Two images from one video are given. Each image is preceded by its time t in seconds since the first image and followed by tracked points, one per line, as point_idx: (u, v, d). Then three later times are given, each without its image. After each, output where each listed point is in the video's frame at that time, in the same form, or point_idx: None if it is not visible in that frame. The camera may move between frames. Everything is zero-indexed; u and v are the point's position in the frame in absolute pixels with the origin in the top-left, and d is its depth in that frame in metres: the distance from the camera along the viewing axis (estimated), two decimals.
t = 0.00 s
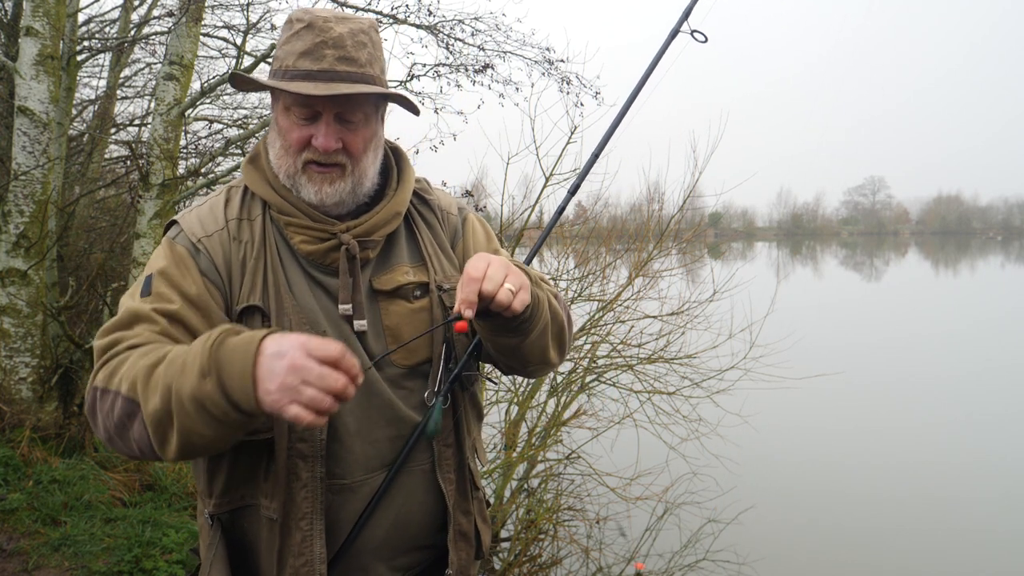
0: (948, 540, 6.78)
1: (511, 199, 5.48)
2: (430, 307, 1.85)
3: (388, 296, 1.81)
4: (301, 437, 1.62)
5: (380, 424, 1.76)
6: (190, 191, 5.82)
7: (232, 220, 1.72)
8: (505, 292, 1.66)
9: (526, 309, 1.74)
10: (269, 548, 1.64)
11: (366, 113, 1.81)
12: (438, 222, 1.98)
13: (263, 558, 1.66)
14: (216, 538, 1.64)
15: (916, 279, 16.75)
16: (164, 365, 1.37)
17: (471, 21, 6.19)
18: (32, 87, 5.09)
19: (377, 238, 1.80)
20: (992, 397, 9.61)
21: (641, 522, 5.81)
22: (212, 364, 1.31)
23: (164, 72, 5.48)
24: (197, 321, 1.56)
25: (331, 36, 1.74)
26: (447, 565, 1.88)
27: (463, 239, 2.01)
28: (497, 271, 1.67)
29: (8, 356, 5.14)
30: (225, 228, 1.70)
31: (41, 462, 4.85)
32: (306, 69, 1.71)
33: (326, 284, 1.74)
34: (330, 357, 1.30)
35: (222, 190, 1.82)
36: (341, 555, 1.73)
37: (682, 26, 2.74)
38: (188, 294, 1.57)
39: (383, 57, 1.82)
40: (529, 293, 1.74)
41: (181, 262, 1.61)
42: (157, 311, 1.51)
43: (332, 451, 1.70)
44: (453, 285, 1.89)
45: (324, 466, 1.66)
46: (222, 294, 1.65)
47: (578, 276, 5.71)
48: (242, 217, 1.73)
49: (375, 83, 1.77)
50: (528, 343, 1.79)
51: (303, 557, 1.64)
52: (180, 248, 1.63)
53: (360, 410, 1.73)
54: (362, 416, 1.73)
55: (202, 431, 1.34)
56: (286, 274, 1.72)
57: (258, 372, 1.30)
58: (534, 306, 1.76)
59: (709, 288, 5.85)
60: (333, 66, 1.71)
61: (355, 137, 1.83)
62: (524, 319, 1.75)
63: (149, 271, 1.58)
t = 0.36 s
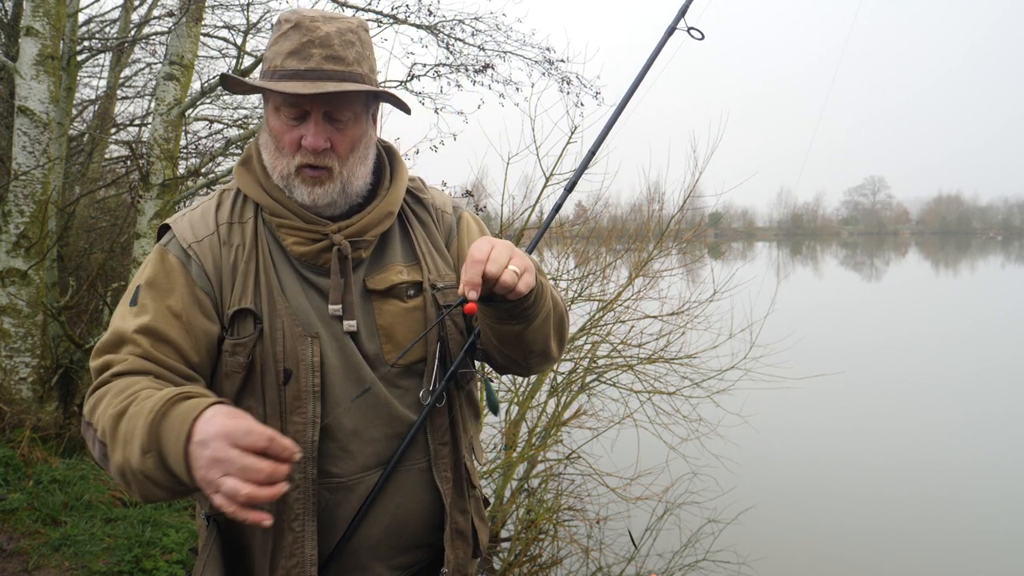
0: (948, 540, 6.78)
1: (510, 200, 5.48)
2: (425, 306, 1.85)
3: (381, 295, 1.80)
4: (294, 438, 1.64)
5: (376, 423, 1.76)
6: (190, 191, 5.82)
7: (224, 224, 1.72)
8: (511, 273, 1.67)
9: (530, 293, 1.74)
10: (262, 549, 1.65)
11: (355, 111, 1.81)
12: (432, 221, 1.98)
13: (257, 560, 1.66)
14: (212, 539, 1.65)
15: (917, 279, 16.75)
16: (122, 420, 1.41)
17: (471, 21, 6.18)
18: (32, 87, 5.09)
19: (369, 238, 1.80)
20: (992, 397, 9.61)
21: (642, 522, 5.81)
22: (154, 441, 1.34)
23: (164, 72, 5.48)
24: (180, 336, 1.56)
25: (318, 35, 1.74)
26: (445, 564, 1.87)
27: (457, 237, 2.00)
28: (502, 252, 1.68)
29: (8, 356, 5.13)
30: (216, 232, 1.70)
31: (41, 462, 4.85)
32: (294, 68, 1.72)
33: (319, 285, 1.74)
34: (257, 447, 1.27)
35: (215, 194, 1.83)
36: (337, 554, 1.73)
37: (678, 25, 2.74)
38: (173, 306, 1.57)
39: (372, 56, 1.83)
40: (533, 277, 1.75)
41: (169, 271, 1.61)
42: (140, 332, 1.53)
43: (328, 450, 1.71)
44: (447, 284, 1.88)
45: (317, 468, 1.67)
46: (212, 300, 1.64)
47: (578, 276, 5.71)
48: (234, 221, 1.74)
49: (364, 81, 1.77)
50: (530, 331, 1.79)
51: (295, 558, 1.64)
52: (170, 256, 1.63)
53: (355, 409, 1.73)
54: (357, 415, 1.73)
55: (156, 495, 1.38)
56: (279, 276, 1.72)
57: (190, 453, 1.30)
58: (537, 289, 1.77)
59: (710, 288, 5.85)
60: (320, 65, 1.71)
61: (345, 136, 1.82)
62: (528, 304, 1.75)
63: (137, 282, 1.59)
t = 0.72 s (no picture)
0: (948, 540, 6.78)
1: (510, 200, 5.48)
2: (421, 305, 1.85)
3: (378, 295, 1.81)
4: (290, 437, 1.63)
5: (373, 422, 1.76)
6: (190, 191, 5.82)
7: (220, 225, 1.72)
8: (514, 271, 1.67)
9: (532, 292, 1.74)
10: (260, 549, 1.64)
11: (351, 110, 1.81)
12: (428, 220, 1.97)
13: (255, 560, 1.66)
14: (210, 539, 1.65)
15: (917, 279, 16.75)
16: (86, 417, 1.43)
17: (471, 21, 6.17)
18: (32, 87, 5.09)
19: (366, 238, 1.80)
20: (992, 398, 9.60)
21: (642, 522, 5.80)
22: (100, 445, 1.37)
23: (164, 72, 5.48)
24: (167, 336, 1.56)
25: (315, 34, 1.74)
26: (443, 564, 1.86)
27: (454, 236, 1.99)
28: (506, 250, 1.68)
29: (8, 356, 5.14)
30: (211, 232, 1.70)
31: (41, 463, 4.84)
32: (291, 66, 1.72)
33: (316, 284, 1.74)
34: (192, 463, 1.29)
35: (211, 194, 1.84)
36: (335, 554, 1.73)
37: (676, 25, 2.74)
38: (163, 306, 1.57)
39: (369, 55, 1.83)
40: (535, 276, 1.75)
41: (161, 270, 1.61)
42: (125, 330, 1.53)
43: (325, 448, 1.71)
44: (443, 283, 1.87)
45: (313, 467, 1.67)
46: (205, 301, 1.64)
47: (578, 276, 5.71)
48: (230, 221, 1.74)
49: (360, 80, 1.77)
50: (529, 329, 1.79)
51: (293, 556, 1.64)
52: (164, 255, 1.63)
53: (353, 408, 1.73)
54: (355, 414, 1.74)
55: (109, 495, 1.42)
56: (275, 276, 1.72)
57: (131, 462, 1.34)
58: (538, 288, 1.77)
59: (710, 288, 5.84)
60: (317, 63, 1.71)
61: (341, 134, 1.82)
62: (528, 304, 1.75)
63: (129, 280, 1.59)
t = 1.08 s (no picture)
0: (948, 541, 6.78)
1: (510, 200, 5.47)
2: (419, 302, 1.84)
3: (376, 292, 1.80)
4: (288, 433, 1.63)
5: (371, 420, 1.76)
6: (190, 191, 5.82)
7: (218, 222, 1.72)
8: (531, 271, 1.70)
9: (543, 292, 1.77)
10: (259, 545, 1.64)
11: (344, 106, 1.81)
12: (427, 219, 1.97)
13: (254, 557, 1.66)
14: (209, 536, 1.64)
15: (917, 279, 16.76)
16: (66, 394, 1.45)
17: (471, 21, 6.16)
18: (32, 87, 5.09)
19: (364, 236, 1.79)
20: (992, 398, 9.60)
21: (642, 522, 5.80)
22: (80, 412, 1.39)
23: (164, 71, 5.47)
24: (159, 328, 1.54)
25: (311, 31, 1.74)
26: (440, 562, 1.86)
27: (453, 236, 1.99)
28: (522, 251, 1.71)
29: (8, 356, 5.14)
30: (209, 229, 1.70)
31: (41, 462, 4.82)
32: (285, 61, 1.72)
33: (313, 282, 1.75)
34: (164, 412, 1.27)
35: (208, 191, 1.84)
36: (334, 552, 1.73)
37: (674, 27, 2.74)
38: (156, 299, 1.56)
39: (366, 57, 1.82)
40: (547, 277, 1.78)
41: (155, 264, 1.61)
42: (114, 320, 1.51)
43: (323, 446, 1.71)
44: (441, 281, 1.87)
45: (311, 463, 1.67)
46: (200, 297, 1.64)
47: (578, 276, 5.71)
48: (228, 219, 1.74)
49: (354, 78, 1.76)
50: (536, 330, 1.81)
51: (292, 552, 1.64)
52: (160, 250, 1.63)
53: (351, 405, 1.73)
54: (353, 411, 1.74)
55: (91, 469, 1.44)
56: (274, 274, 1.73)
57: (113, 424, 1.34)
58: (549, 289, 1.80)
59: (710, 288, 5.84)
60: (311, 58, 1.71)
61: (333, 130, 1.82)
62: (538, 304, 1.77)
63: (124, 274, 1.59)
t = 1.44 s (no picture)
0: (948, 540, 6.78)
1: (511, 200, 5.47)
2: (420, 302, 1.84)
3: (376, 291, 1.80)
4: (290, 430, 1.64)
5: (371, 419, 1.76)
6: (190, 191, 5.81)
7: (221, 219, 1.72)
8: (551, 265, 1.71)
9: (558, 288, 1.77)
10: (261, 540, 1.64)
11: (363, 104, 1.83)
12: (428, 220, 1.97)
13: (256, 554, 1.66)
14: (210, 533, 1.64)
15: (917, 279, 16.76)
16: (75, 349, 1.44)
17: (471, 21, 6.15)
18: (32, 87, 5.09)
19: (366, 235, 1.79)
20: (992, 398, 9.60)
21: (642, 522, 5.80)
22: (90, 350, 1.38)
23: (164, 71, 5.47)
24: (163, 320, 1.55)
25: (329, 32, 1.76)
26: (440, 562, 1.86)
27: (454, 237, 1.99)
28: (542, 244, 1.72)
29: (8, 356, 5.14)
30: (212, 226, 1.70)
31: (41, 462, 4.81)
32: (306, 62, 1.73)
33: (315, 280, 1.74)
34: (170, 316, 1.27)
35: (213, 191, 1.82)
36: (334, 550, 1.73)
37: (675, 31, 2.75)
38: (159, 293, 1.56)
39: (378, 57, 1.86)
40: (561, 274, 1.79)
41: (159, 259, 1.61)
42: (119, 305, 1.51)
43: (324, 444, 1.71)
44: (442, 282, 1.87)
45: (312, 461, 1.67)
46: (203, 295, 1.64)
47: (578, 276, 5.71)
48: (232, 216, 1.74)
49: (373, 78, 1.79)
50: (544, 327, 1.80)
51: (294, 548, 1.64)
52: (163, 245, 1.63)
53: (351, 403, 1.73)
54: (354, 409, 1.74)
55: (104, 411, 1.40)
56: (276, 272, 1.72)
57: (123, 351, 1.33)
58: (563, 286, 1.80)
59: (709, 288, 5.83)
60: (333, 58, 1.72)
61: (352, 129, 1.84)
62: (551, 301, 1.77)
63: (128, 268, 1.59)
